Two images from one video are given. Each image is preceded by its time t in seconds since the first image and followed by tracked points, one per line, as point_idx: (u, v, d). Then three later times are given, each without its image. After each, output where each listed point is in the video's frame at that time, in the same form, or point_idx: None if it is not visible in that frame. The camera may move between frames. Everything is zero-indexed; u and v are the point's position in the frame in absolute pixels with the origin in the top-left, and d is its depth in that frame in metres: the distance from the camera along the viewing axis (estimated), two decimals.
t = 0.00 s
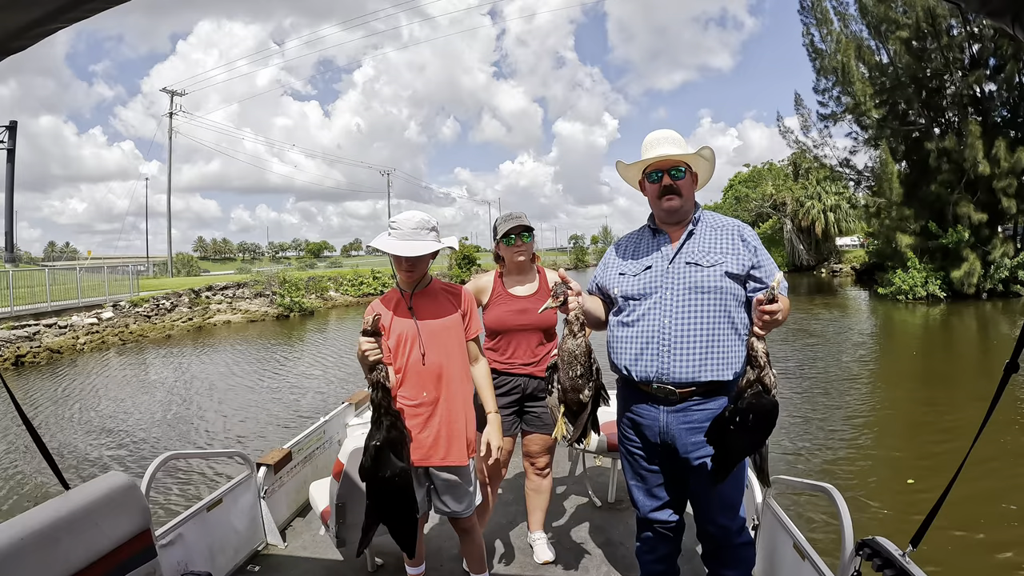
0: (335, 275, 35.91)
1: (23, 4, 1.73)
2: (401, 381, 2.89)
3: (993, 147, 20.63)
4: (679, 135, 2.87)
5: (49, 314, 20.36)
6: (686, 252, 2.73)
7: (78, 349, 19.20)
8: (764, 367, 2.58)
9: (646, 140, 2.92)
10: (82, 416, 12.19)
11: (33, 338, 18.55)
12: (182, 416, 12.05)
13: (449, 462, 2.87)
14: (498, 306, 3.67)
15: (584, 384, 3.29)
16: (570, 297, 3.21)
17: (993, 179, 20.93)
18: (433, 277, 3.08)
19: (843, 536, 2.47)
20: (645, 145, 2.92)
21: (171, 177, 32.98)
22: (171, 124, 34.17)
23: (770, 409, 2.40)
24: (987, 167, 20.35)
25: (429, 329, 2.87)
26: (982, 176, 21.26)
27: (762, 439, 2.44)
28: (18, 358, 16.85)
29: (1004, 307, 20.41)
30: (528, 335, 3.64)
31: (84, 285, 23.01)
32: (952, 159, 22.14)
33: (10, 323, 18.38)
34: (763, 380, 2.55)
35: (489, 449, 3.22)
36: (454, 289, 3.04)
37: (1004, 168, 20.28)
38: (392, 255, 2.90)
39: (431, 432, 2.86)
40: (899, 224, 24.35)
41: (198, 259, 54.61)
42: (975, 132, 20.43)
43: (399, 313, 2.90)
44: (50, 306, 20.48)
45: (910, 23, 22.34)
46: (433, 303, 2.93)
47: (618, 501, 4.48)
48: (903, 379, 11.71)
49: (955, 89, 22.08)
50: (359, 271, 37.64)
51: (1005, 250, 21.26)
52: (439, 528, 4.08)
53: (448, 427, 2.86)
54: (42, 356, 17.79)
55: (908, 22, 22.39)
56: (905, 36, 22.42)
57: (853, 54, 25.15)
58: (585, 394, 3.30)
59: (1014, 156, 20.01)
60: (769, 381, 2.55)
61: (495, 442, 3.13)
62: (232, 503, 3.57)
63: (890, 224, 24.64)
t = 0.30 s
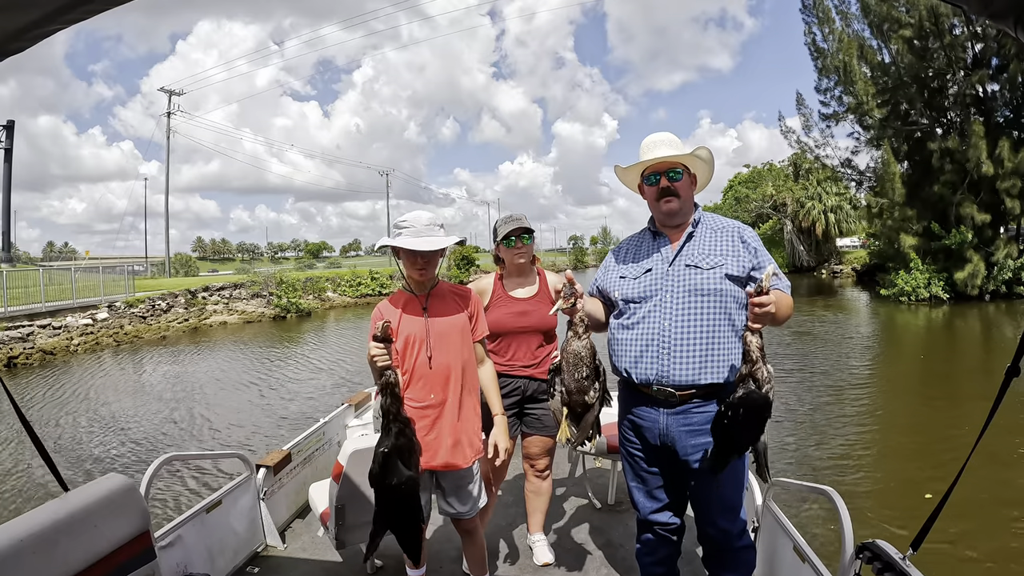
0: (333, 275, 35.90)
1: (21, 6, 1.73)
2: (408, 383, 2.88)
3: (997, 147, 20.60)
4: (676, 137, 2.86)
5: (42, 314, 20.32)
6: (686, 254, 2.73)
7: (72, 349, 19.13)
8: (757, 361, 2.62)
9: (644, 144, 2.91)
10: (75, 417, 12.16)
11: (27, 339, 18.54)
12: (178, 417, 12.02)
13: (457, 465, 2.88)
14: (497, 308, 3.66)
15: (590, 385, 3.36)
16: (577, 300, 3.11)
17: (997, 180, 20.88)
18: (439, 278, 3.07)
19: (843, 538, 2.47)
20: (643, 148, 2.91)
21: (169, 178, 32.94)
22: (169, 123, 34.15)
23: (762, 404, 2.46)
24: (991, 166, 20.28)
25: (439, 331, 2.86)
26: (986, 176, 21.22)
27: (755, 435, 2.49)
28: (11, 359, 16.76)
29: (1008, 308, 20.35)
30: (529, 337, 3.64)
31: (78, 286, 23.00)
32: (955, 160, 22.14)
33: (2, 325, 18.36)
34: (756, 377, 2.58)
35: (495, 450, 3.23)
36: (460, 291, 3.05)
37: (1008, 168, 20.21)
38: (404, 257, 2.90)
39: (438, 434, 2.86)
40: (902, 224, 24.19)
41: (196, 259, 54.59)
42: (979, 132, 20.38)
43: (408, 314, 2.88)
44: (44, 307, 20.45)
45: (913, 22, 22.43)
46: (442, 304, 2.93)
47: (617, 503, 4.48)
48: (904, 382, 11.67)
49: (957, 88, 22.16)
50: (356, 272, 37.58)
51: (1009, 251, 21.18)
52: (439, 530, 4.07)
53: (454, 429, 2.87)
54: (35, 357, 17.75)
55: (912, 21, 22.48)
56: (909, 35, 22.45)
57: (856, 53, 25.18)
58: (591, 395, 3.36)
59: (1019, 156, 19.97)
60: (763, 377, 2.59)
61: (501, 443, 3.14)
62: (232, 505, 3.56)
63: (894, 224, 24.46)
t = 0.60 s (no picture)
0: (331, 276, 35.93)
1: (21, 7, 1.73)
2: (418, 384, 2.87)
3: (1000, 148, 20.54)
4: (676, 140, 2.87)
5: (37, 315, 20.32)
6: (686, 255, 2.74)
7: (66, 350, 19.11)
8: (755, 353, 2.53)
9: (644, 146, 2.91)
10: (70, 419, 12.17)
11: (20, 340, 18.56)
12: (175, 419, 11.97)
13: (468, 466, 2.89)
14: (497, 309, 3.66)
15: (593, 382, 3.37)
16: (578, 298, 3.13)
17: (1001, 181, 20.72)
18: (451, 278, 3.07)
19: (841, 539, 2.48)
20: (643, 151, 2.92)
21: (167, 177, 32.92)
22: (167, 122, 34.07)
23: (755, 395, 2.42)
24: (994, 167, 20.24)
25: (452, 331, 2.86)
26: (989, 177, 21.19)
27: (749, 426, 2.47)
28: (5, 360, 16.70)
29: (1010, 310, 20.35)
30: (528, 338, 3.65)
31: (73, 286, 22.99)
32: (957, 161, 22.18)
33: None
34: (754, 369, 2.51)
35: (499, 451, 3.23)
36: (471, 292, 3.06)
37: (1012, 168, 20.14)
38: (422, 255, 2.88)
39: (447, 435, 2.87)
40: (904, 225, 24.13)
41: (194, 259, 54.56)
42: (983, 133, 20.34)
43: (420, 314, 2.85)
44: (39, 308, 20.45)
45: (916, 22, 22.54)
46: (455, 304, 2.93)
47: (616, 503, 4.49)
48: (906, 384, 11.66)
49: (960, 89, 22.19)
50: (354, 273, 37.52)
51: (1012, 252, 21.14)
52: (439, 531, 4.08)
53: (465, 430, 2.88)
54: (27, 358, 17.75)
55: (915, 21, 22.60)
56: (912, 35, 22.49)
57: (858, 53, 25.39)
58: (594, 392, 3.37)
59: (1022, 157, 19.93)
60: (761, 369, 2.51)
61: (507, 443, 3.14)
62: (231, 505, 3.56)
63: (895, 225, 24.40)
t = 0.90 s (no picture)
0: (329, 276, 35.93)
1: (22, 7, 1.73)
2: (427, 382, 2.88)
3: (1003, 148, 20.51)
4: (680, 140, 2.88)
5: (30, 315, 20.30)
6: (688, 255, 2.75)
7: (59, 351, 19.03)
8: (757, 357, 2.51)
9: (648, 145, 2.92)
10: (66, 420, 12.15)
11: (14, 340, 18.54)
12: (171, 420, 11.97)
13: (476, 467, 2.90)
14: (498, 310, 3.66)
15: (593, 384, 3.37)
16: (579, 301, 3.12)
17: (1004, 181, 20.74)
18: (464, 277, 3.08)
19: (840, 540, 2.49)
20: (647, 150, 2.93)
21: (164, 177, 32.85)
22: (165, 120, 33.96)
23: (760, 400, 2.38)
24: (997, 167, 20.20)
25: (465, 330, 2.87)
26: (992, 177, 21.15)
27: (754, 429, 2.42)
28: None
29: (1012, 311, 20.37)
30: (529, 338, 3.65)
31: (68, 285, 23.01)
32: (959, 161, 22.15)
33: None
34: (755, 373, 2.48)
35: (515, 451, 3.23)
36: (483, 291, 3.07)
37: (1014, 169, 20.15)
38: (444, 253, 2.92)
39: (456, 435, 2.88)
40: (906, 226, 24.13)
41: (191, 259, 54.46)
42: (985, 133, 20.29)
43: (433, 312, 2.85)
44: (33, 308, 20.44)
45: (918, 21, 22.49)
46: (468, 303, 2.94)
47: (615, 503, 4.50)
48: (907, 386, 11.67)
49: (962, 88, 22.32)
50: (352, 273, 37.46)
51: (1016, 253, 21.13)
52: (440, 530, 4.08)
53: (473, 430, 2.89)
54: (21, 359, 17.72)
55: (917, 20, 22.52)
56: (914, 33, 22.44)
57: (860, 52, 25.27)
58: (593, 394, 3.38)
59: None
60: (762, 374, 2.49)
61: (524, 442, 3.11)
62: (230, 504, 3.56)
63: (897, 226, 24.39)
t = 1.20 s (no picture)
0: (326, 276, 35.91)
1: (23, 7, 1.73)
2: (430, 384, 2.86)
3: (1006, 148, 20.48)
4: (685, 141, 2.88)
5: (23, 315, 20.35)
6: (692, 257, 2.75)
7: (51, 352, 18.90)
8: (763, 359, 2.51)
9: (653, 147, 2.93)
10: (60, 421, 12.13)
11: (7, 341, 18.51)
12: (169, 421, 11.97)
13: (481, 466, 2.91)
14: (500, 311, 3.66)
15: (593, 383, 3.44)
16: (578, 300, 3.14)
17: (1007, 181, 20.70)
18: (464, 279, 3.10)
19: (841, 542, 2.49)
20: (652, 151, 2.93)
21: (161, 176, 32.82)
22: (163, 119, 33.95)
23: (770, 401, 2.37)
24: (1001, 167, 20.14)
25: (469, 330, 2.88)
26: (995, 177, 21.09)
27: (763, 433, 2.42)
28: None
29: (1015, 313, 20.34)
30: (530, 340, 3.65)
31: (61, 285, 23.23)
32: (962, 161, 22.09)
33: None
34: (761, 375, 2.48)
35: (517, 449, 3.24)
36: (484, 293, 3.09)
37: (1017, 169, 20.12)
38: (449, 253, 2.91)
39: (461, 435, 2.87)
40: (909, 226, 24.14)
41: (189, 258, 54.50)
42: (989, 133, 20.22)
43: (436, 313, 2.84)
44: (26, 308, 20.54)
45: (921, 20, 22.64)
46: (470, 303, 2.95)
47: (615, 504, 4.49)
48: (910, 389, 11.64)
49: (964, 88, 22.30)
50: (350, 273, 37.44)
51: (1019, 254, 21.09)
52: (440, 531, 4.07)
53: (479, 429, 2.91)
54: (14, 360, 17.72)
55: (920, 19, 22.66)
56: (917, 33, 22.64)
57: (862, 51, 25.51)
58: (594, 393, 3.44)
59: None
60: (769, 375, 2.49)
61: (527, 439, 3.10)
62: (230, 504, 3.55)
63: (900, 226, 24.37)
